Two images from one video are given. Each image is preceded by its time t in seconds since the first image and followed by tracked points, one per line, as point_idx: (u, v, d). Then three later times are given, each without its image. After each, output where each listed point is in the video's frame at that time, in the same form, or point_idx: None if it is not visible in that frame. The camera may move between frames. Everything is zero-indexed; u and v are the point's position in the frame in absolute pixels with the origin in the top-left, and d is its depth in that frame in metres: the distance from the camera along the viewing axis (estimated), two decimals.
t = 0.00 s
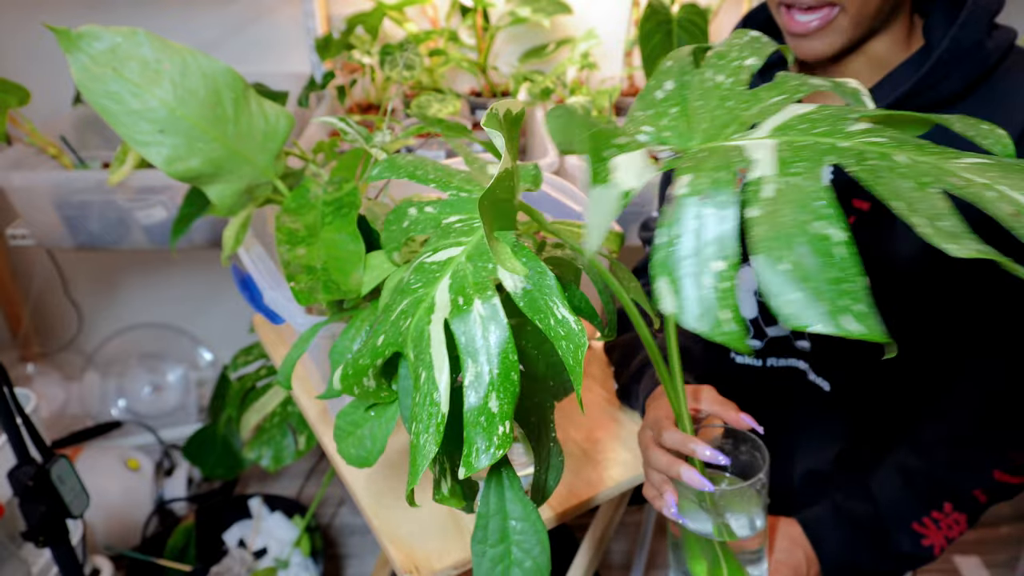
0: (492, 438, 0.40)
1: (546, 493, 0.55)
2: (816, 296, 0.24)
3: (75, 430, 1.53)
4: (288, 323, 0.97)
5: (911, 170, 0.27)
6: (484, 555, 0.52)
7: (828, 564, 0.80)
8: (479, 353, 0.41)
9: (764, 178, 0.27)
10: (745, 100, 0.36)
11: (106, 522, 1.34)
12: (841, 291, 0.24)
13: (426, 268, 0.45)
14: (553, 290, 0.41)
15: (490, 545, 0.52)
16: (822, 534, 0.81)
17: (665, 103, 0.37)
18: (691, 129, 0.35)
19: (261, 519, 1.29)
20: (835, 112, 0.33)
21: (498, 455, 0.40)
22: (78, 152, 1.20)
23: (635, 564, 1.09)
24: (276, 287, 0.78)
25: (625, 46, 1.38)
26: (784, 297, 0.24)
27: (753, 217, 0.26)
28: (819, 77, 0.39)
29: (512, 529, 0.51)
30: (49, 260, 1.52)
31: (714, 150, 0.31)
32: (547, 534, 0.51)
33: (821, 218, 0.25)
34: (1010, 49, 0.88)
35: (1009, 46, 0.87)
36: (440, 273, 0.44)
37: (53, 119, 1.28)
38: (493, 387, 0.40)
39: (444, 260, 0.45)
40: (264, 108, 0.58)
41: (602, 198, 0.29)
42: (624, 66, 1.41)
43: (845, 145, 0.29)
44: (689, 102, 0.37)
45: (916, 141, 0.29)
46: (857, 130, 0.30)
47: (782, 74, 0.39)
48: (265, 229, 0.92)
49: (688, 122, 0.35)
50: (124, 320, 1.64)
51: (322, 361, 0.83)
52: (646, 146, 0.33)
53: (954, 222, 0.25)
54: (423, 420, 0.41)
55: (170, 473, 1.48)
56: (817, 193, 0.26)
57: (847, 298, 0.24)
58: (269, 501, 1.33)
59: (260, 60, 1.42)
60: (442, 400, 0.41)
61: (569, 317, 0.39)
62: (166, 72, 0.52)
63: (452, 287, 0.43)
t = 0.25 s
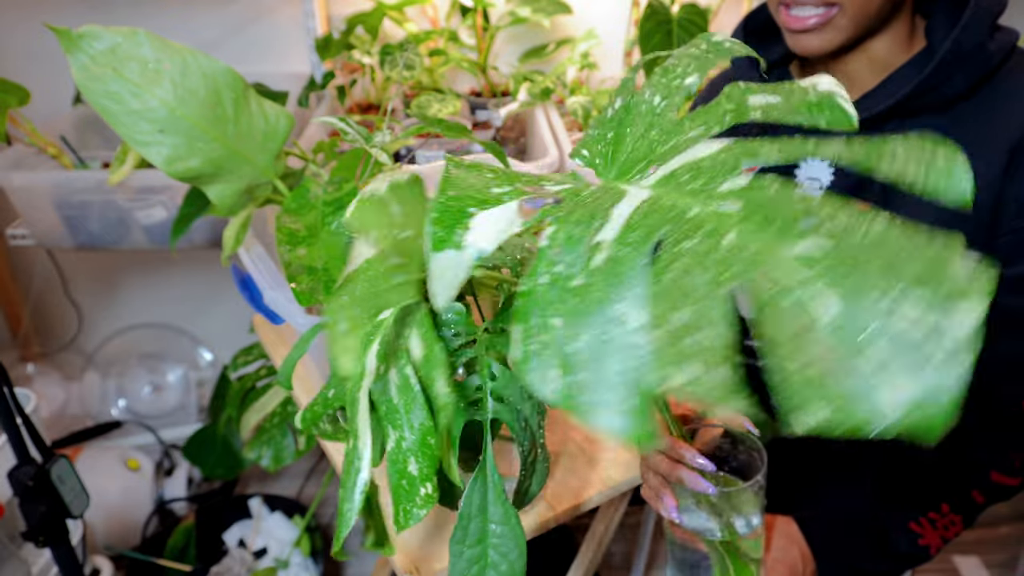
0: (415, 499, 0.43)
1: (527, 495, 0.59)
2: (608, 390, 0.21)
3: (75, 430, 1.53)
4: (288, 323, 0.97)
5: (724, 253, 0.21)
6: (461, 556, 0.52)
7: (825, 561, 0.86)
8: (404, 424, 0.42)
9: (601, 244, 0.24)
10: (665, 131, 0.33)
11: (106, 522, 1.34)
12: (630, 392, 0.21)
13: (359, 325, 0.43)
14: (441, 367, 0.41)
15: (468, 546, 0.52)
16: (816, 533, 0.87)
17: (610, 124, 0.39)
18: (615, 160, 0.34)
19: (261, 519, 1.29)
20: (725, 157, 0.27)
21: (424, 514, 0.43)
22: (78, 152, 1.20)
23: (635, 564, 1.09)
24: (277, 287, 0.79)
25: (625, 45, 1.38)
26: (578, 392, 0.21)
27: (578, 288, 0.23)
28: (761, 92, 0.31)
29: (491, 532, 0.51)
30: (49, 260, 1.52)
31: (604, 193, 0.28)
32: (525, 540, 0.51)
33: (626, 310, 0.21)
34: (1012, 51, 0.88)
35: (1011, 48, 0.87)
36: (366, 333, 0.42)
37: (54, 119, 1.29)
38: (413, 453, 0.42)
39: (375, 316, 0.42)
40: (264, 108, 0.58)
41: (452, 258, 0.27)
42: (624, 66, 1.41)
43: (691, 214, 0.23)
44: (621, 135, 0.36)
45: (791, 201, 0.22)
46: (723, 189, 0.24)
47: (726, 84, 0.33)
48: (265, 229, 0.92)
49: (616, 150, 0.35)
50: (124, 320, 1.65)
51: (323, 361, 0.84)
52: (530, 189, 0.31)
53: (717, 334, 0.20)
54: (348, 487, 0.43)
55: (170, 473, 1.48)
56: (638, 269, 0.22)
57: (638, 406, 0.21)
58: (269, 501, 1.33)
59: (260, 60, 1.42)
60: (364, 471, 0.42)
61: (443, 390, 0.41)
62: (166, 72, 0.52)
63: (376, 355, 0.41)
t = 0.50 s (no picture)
0: (410, 477, 0.42)
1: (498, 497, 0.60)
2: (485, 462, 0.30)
3: (75, 430, 1.53)
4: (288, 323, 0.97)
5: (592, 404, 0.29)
6: (480, 556, 0.52)
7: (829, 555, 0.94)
8: (402, 401, 0.44)
9: (540, 300, 0.35)
10: (687, 192, 0.40)
11: (106, 522, 1.34)
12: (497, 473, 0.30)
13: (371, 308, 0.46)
14: (419, 378, 0.43)
15: (486, 545, 0.52)
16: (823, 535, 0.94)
17: (664, 143, 0.44)
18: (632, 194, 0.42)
19: (261, 519, 1.29)
20: (715, 267, 0.34)
21: (420, 491, 0.42)
22: (78, 152, 1.20)
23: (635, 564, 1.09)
24: (277, 287, 0.78)
25: (625, 45, 1.38)
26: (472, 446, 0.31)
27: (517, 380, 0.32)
28: (797, 197, 0.36)
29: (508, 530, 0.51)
30: (49, 260, 1.52)
31: (580, 236, 0.39)
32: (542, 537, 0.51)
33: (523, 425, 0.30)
34: (1011, 51, 0.88)
35: (1010, 48, 0.87)
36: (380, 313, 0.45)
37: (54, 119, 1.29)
38: (409, 431, 0.43)
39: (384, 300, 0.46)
40: (264, 107, 0.58)
41: (428, 236, 0.37)
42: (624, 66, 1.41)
43: (614, 320, 0.32)
44: (656, 166, 0.42)
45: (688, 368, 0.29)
46: (668, 307, 0.32)
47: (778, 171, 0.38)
48: (264, 229, 0.92)
49: (641, 188, 0.42)
50: (124, 320, 1.64)
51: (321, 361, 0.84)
52: (529, 193, 0.39)
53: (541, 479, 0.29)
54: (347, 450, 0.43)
55: (170, 473, 1.48)
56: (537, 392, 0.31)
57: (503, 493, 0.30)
58: (269, 501, 1.33)
59: (259, 60, 1.42)
60: (361, 445, 0.42)
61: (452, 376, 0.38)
62: (166, 71, 0.52)
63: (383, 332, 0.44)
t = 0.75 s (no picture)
0: (436, 479, 0.42)
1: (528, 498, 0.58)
2: (668, 421, 0.19)
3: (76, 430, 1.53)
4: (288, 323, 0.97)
5: (781, 301, 0.20)
6: (465, 556, 0.52)
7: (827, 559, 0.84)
8: (429, 402, 0.42)
9: (654, 265, 0.23)
10: (728, 149, 0.30)
11: (106, 522, 1.34)
12: (693, 412, 0.19)
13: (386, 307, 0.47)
14: (476, 349, 0.37)
15: (472, 545, 0.52)
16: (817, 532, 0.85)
17: (673, 125, 0.33)
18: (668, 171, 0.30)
19: (261, 519, 1.29)
20: (791, 193, 0.24)
21: (447, 493, 0.42)
22: (78, 153, 1.20)
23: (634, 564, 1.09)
24: (276, 287, 0.79)
25: (625, 46, 1.38)
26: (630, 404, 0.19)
27: (626, 308, 0.21)
28: (843, 124, 0.28)
29: (495, 531, 0.52)
30: (49, 260, 1.53)
31: (652, 210, 0.26)
32: (528, 540, 0.51)
33: (682, 323, 0.20)
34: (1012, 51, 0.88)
35: (1011, 48, 0.87)
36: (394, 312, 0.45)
37: (54, 119, 1.29)
38: (436, 433, 0.42)
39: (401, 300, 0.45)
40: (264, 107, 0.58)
41: (497, 248, 0.25)
42: (624, 66, 1.41)
43: (749, 253, 0.22)
44: (682, 142, 0.32)
45: (836, 259, 0.20)
46: (786, 229, 0.22)
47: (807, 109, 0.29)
48: (264, 229, 0.92)
49: (673, 157, 0.31)
50: (124, 320, 1.64)
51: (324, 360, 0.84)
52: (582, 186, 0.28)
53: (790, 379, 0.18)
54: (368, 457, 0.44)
55: (170, 473, 1.48)
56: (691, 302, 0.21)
57: (694, 424, 0.19)
58: (269, 501, 1.33)
59: (260, 60, 1.42)
60: (384, 447, 0.42)
61: (482, 375, 0.37)
62: (165, 72, 0.52)
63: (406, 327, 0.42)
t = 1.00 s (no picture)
0: (470, 479, 0.47)
1: (542, 496, 0.57)
2: (821, 366, 0.30)
3: (75, 430, 1.53)
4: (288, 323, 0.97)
5: (938, 233, 0.30)
6: (480, 556, 0.52)
7: (828, 565, 0.80)
8: (460, 403, 0.47)
9: (785, 222, 0.33)
10: (794, 117, 0.40)
11: (106, 522, 1.34)
12: (844, 360, 0.30)
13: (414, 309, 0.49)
14: (508, 348, 0.46)
15: (487, 545, 0.52)
16: (818, 537, 0.81)
17: (718, 107, 0.44)
18: (738, 142, 0.41)
19: (261, 519, 1.29)
20: (879, 145, 0.36)
21: (476, 494, 0.47)
22: (78, 153, 1.20)
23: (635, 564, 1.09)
24: (276, 287, 0.78)
25: (625, 45, 1.38)
26: (785, 353, 0.30)
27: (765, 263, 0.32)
28: (886, 90, 0.40)
29: (510, 530, 0.52)
30: (49, 260, 1.52)
31: (746, 175, 0.37)
32: (544, 537, 0.51)
33: (830, 278, 0.30)
34: (1013, 52, 0.88)
35: (1012, 49, 0.87)
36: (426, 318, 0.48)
37: (54, 120, 1.29)
38: (468, 435, 0.47)
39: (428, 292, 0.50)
40: (263, 108, 0.58)
41: (613, 223, 0.34)
42: (624, 66, 1.41)
43: (880, 197, 0.32)
44: (738, 121, 0.42)
45: (966, 193, 0.31)
46: (897, 174, 0.33)
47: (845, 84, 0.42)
48: (264, 229, 0.92)
49: (734, 133, 0.42)
50: (124, 320, 1.64)
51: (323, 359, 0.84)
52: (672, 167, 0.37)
53: (971, 307, 0.28)
54: (401, 453, 0.49)
55: (170, 473, 1.48)
56: (831, 257, 0.31)
57: (848, 368, 0.30)
58: (269, 501, 1.33)
59: (259, 60, 1.42)
60: (417, 448, 0.47)
61: (516, 376, 0.46)
62: (165, 72, 0.52)
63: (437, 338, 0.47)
